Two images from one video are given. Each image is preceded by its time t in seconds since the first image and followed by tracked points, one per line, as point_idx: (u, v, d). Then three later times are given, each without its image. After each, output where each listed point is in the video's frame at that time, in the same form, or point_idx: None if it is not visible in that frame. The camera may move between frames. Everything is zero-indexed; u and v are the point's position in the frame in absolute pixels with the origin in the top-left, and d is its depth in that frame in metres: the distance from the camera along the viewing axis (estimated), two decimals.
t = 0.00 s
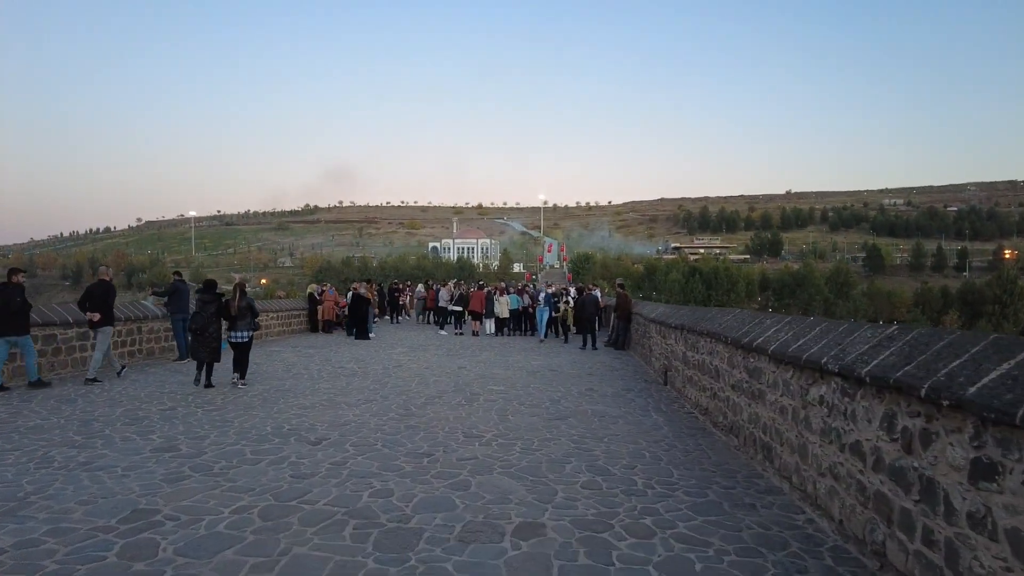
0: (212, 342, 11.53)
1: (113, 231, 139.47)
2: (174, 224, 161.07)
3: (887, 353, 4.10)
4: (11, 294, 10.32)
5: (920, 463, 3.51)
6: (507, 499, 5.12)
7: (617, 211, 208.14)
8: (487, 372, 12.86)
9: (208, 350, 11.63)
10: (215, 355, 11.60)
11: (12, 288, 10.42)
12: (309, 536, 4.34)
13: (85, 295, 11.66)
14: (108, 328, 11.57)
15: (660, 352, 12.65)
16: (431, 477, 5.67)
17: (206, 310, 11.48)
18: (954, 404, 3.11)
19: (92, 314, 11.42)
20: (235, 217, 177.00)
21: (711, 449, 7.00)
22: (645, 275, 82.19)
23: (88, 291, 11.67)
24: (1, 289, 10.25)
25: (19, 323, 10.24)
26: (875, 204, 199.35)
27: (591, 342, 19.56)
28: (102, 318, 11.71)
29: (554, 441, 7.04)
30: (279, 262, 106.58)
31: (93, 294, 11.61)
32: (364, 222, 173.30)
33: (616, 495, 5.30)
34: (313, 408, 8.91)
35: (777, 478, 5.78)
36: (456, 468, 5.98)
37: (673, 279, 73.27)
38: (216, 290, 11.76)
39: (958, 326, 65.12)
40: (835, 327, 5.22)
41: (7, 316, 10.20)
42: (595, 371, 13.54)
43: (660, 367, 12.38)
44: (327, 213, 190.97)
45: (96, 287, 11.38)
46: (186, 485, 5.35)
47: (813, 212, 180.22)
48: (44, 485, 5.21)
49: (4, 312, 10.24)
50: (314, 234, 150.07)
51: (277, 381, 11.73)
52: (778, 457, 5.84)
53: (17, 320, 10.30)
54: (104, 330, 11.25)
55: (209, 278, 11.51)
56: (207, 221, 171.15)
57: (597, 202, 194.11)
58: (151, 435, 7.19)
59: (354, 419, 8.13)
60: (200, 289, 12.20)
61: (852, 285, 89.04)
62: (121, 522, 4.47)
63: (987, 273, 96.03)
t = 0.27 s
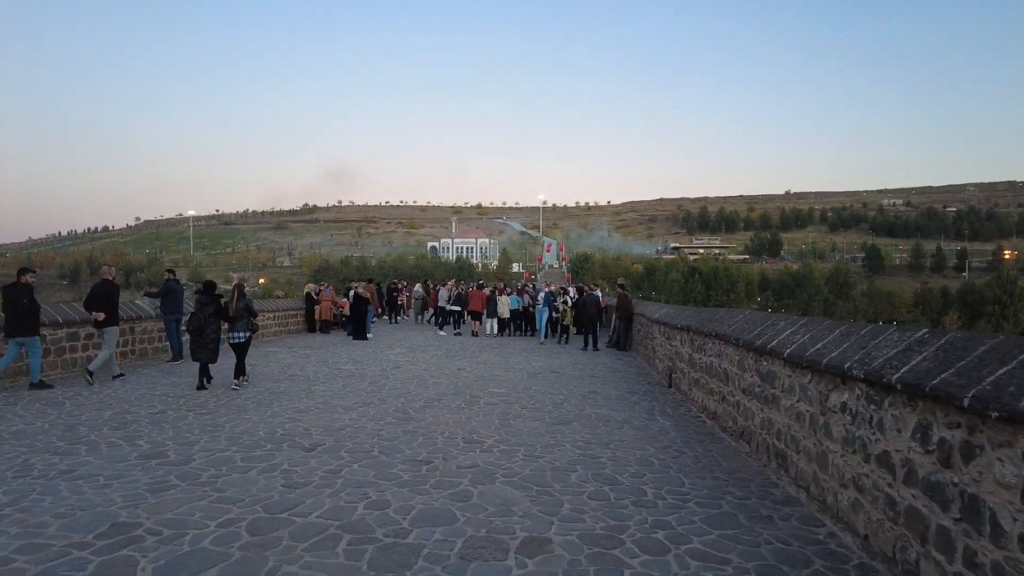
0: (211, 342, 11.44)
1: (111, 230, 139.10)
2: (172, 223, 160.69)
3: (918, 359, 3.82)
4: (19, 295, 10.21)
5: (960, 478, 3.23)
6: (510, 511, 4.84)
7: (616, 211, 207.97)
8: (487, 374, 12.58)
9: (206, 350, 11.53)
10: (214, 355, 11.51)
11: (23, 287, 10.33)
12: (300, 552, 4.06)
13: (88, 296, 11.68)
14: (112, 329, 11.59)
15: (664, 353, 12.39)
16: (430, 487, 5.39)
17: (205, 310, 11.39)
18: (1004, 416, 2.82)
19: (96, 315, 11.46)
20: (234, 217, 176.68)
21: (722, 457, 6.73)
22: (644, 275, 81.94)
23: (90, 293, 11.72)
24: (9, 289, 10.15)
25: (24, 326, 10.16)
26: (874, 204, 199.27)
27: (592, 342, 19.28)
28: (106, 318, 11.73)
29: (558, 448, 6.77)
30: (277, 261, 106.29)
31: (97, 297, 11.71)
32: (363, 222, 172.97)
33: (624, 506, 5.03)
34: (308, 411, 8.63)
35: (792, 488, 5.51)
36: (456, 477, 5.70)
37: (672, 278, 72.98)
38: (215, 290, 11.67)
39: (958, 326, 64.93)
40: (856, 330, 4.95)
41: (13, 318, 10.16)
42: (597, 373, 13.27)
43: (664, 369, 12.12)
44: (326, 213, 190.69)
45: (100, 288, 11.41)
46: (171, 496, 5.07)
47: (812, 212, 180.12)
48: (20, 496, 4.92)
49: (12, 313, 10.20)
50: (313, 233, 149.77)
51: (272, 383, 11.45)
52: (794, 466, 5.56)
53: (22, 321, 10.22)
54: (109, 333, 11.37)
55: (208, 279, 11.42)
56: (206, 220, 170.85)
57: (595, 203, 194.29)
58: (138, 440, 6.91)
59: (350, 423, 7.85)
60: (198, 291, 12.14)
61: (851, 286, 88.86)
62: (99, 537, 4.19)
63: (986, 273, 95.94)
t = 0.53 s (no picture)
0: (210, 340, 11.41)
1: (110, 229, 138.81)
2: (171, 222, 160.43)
3: (951, 358, 3.55)
4: (24, 292, 10.30)
5: (1007, 490, 2.94)
6: (512, 520, 4.56)
7: (615, 211, 207.74)
8: (487, 374, 12.29)
9: (206, 349, 11.49)
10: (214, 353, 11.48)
11: (28, 284, 10.44)
12: (287, 567, 3.77)
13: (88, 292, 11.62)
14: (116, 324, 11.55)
15: (668, 353, 12.11)
16: (428, 494, 5.10)
17: (203, 309, 11.34)
18: None
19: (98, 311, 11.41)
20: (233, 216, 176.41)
21: (733, 461, 6.46)
22: (644, 274, 81.66)
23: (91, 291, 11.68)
24: (15, 286, 10.28)
25: (30, 321, 10.23)
26: (874, 203, 199.13)
27: (594, 342, 18.97)
28: (108, 315, 11.69)
29: (561, 451, 6.49)
30: (277, 261, 106.05)
31: (98, 293, 11.64)
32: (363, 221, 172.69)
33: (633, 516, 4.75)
34: (302, 413, 8.35)
35: (809, 495, 5.24)
36: (455, 483, 5.42)
37: (672, 278, 72.74)
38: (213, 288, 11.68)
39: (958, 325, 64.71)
40: (879, 328, 4.67)
41: (21, 314, 10.26)
42: (599, 373, 12.99)
43: (668, 369, 11.85)
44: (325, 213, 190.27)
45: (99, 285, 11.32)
46: (152, 504, 4.78)
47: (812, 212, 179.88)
48: None
49: (19, 309, 10.30)
50: (312, 232, 149.46)
51: (266, 383, 11.17)
52: (810, 471, 5.30)
53: (29, 317, 10.30)
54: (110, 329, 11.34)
55: (205, 278, 11.39)
56: (205, 220, 170.53)
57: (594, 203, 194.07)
58: (124, 443, 6.62)
59: (345, 426, 7.57)
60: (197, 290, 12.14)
61: (851, 285, 88.65)
62: (71, 551, 3.90)
63: (987, 272, 95.75)
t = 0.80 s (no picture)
0: (209, 340, 11.56)
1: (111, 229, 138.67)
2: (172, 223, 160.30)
3: (993, 369, 3.26)
4: (32, 295, 10.18)
5: None
6: (516, 539, 4.27)
7: (616, 211, 207.53)
8: (488, 377, 12.00)
9: (205, 349, 11.64)
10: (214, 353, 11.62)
11: (34, 288, 10.32)
12: None
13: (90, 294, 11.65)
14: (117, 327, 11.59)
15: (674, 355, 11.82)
16: (426, 509, 4.82)
17: (203, 309, 11.54)
18: None
19: (100, 314, 11.42)
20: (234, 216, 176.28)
21: (746, 471, 6.18)
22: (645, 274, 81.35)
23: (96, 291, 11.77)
24: (22, 290, 10.16)
25: (39, 324, 10.13)
26: (875, 202, 198.77)
27: (597, 343, 18.66)
28: (110, 317, 11.72)
29: (566, 461, 6.21)
30: (278, 261, 105.87)
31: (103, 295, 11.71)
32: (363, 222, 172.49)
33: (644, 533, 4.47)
34: (297, 419, 8.07)
35: (829, 510, 4.95)
36: (456, 497, 5.13)
37: (673, 278, 72.48)
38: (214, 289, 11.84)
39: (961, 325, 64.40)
40: (906, 333, 4.39)
41: (29, 317, 10.12)
42: (603, 375, 12.70)
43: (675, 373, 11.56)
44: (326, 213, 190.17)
45: (102, 288, 11.30)
46: (133, 521, 4.49)
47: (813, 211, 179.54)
48: None
49: (27, 312, 10.16)
50: (313, 233, 149.23)
51: (261, 387, 10.87)
52: (830, 484, 5.02)
53: (38, 319, 10.18)
54: (108, 330, 11.34)
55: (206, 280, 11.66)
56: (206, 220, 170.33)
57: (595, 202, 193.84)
58: (110, 453, 6.34)
59: (341, 433, 7.29)
60: (197, 293, 12.41)
61: (853, 284, 88.32)
62: None
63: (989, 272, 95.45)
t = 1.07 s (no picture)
0: (214, 338, 11.58)
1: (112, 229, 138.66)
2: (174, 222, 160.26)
3: None
4: (44, 292, 10.17)
5: None
6: (524, 552, 4.00)
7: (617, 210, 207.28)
8: (491, 377, 11.74)
9: (211, 346, 11.67)
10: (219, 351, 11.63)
11: (47, 285, 10.29)
12: None
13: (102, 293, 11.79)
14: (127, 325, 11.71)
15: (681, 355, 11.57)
16: (429, 518, 4.55)
17: (208, 307, 11.49)
18: None
19: (111, 312, 11.56)
20: (236, 216, 176.28)
21: (762, 476, 5.91)
22: (646, 274, 81.06)
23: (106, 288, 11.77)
24: (33, 286, 10.15)
25: (48, 323, 10.14)
26: (877, 202, 198.38)
27: (601, 342, 18.35)
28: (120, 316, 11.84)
29: (574, 465, 5.94)
30: (279, 260, 105.75)
31: (113, 293, 11.69)
32: (365, 221, 172.31)
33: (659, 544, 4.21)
34: (295, 421, 7.81)
35: (855, 518, 4.68)
36: (460, 504, 4.87)
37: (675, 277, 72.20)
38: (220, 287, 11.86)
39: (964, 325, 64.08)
40: (940, 332, 4.11)
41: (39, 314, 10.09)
42: (608, 375, 12.44)
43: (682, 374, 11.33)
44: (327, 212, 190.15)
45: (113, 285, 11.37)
46: (117, 530, 4.23)
47: (815, 211, 178.92)
48: None
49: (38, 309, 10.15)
50: (314, 232, 149.05)
51: (259, 387, 10.63)
52: (856, 492, 4.75)
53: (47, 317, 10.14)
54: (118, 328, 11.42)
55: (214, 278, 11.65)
56: (207, 220, 170.22)
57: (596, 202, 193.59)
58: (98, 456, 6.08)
59: (340, 435, 7.02)
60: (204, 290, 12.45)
61: (855, 284, 87.98)
62: None
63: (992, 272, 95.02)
